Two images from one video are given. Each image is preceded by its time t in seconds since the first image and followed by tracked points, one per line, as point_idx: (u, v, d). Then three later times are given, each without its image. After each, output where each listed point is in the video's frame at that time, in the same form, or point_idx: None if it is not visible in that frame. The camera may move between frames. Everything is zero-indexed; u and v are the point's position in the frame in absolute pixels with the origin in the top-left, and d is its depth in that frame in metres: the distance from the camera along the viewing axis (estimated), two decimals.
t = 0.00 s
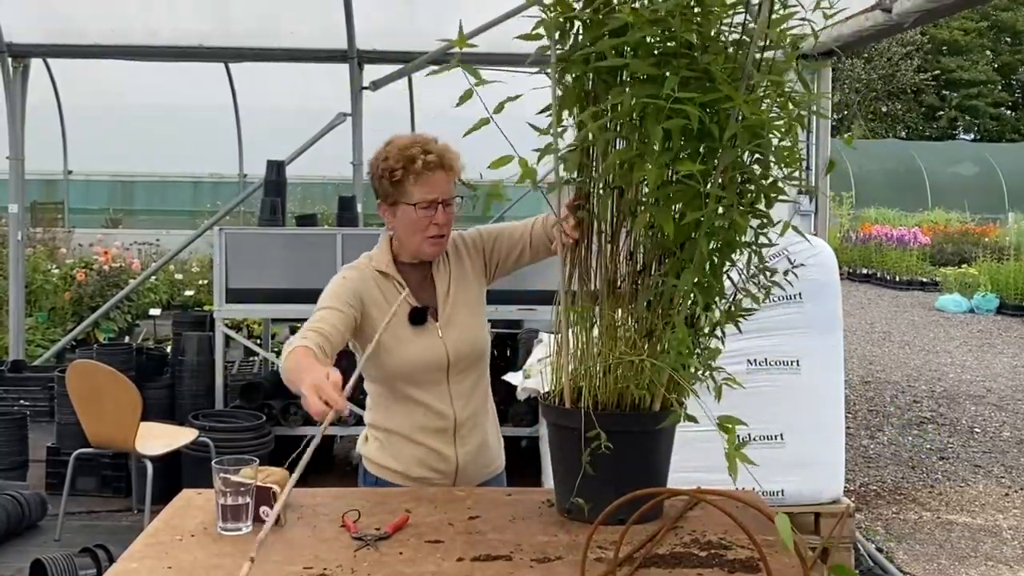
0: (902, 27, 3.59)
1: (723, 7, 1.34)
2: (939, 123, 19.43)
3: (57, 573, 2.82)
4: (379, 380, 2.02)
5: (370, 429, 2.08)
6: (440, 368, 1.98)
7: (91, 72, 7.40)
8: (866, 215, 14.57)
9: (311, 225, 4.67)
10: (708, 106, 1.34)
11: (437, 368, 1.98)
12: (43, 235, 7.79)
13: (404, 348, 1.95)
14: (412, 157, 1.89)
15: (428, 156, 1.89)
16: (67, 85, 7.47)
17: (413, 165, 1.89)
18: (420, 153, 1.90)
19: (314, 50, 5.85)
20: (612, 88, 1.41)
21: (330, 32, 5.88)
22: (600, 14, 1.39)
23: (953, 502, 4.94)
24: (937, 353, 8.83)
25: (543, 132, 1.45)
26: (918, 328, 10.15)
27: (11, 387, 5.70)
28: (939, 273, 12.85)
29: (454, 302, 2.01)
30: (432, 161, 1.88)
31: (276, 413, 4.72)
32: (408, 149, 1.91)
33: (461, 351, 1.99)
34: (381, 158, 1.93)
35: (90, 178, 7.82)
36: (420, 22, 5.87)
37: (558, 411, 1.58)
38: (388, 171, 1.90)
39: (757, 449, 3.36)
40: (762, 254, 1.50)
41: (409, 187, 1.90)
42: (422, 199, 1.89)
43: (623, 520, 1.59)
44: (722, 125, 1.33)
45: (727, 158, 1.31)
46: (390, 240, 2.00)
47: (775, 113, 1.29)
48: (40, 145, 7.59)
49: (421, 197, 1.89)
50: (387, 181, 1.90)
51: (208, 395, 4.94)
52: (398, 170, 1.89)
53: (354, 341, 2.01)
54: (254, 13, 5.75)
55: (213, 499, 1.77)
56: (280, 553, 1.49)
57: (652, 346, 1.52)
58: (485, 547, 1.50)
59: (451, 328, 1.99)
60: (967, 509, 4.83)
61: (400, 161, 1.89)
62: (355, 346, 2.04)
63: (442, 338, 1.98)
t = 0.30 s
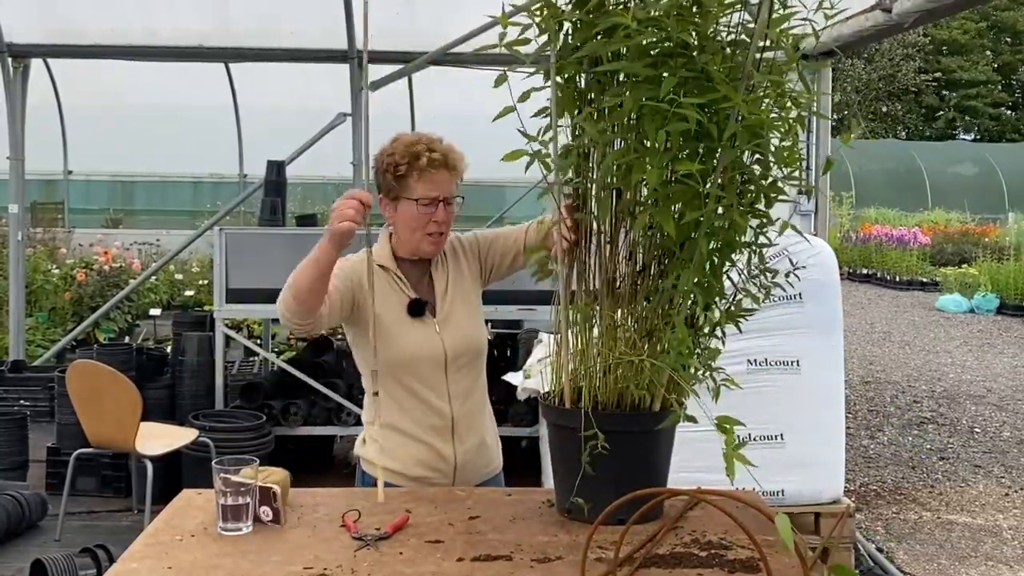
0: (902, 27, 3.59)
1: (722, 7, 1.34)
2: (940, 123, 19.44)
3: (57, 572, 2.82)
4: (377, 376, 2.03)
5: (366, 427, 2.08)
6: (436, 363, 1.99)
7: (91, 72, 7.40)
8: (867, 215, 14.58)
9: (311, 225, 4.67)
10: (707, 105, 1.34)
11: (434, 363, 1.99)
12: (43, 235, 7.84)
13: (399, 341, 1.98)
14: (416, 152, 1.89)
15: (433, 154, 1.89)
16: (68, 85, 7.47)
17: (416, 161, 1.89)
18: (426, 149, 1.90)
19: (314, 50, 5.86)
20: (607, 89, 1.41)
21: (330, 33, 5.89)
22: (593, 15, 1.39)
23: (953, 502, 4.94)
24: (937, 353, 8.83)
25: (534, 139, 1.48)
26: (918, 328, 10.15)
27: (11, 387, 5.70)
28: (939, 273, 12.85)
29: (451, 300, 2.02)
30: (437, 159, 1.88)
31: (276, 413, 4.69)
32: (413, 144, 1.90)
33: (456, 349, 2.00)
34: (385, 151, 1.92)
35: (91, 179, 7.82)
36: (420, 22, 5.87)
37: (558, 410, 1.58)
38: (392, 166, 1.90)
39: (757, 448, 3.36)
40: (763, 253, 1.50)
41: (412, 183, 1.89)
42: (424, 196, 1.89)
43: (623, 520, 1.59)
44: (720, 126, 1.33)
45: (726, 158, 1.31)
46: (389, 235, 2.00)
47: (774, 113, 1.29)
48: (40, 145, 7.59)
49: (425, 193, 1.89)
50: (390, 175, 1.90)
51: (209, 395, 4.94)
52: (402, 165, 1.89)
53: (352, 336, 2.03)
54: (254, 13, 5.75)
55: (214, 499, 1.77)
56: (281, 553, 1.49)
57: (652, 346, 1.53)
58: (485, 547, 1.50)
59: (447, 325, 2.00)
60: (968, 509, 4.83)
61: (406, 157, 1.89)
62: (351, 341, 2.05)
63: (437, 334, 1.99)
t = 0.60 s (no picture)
0: (902, 27, 3.60)
1: (721, 7, 1.35)
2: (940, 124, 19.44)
3: (57, 572, 2.83)
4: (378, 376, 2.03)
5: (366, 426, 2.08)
6: (436, 363, 1.99)
7: (91, 72, 7.40)
8: (866, 215, 14.57)
9: (311, 225, 4.67)
10: (707, 105, 1.34)
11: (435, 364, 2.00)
12: (43, 235, 7.81)
13: (400, 343, 1.97)
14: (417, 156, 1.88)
15: (434, 157, 1.88)
16: (68, 85, 7.47)
17: (417, 164, 1.88)
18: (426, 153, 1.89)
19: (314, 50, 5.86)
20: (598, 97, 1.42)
21: (330, 33, 5.88)
22: (594, 16, 1.37)
23: (953, 502, 4.94)
24: (937, 353, 8.83)
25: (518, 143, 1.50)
26: (918, 328, 10.15)
27: (11, 388, 5.70)
28: (939, 273, 12.85)
29: (451, 301, 2.02)
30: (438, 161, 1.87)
31: (276, 413, 4.69)
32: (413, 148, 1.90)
33: (457, 349, 2.00)
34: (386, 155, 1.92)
35: (91, 179, 7.82)
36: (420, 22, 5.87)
37: (558, 411, 1.58)
38: (392, 169, 1.89)
39: (756, 449, 3.36)
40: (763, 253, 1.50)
41: (412, 186, 1.89)
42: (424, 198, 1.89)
43: (623, 520, 1.59)
44: (720, 126, 1.33)
45: (727, 158, 1.31)
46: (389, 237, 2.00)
47: (774, 113, 1.29)
48: (40, 145, 7.59)
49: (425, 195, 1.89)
50: (391, 179, 1.90)
51: (209, 395, 4.95)
52: (402, 169, 1.88)
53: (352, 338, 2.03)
54: (254, 13, 5.76)
55: (213, 499, 1.77)
56: (280, 553, 1.49)
57: (652, 346, 1.53)
58: (485, 547, 1.50)
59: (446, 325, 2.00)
60: (968, 509, 4.83)
61: (406, 160, 1.88)
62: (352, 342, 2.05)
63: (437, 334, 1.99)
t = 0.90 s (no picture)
0: (902, 27, 3.60)
1: (720, 7, 1.36)
2: (940, 124, 19.44)
3: (57, 572, 2.82)
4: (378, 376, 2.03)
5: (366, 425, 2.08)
6: (434, 362, 1.99)
7: (91, 72, 7.40)
8: (866, 215, 14.57)
9: (311, 225, 4.66)
10: (707, 105, 1.34)
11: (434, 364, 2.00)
12: (42, 235, 7.72)
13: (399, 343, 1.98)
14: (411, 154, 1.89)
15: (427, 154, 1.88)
16: (68, 85, 7.47)
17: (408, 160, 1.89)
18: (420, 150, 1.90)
19: (314, 50, 5.86)
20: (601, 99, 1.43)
21: (330, 33, 5.88)
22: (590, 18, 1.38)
23: (953, 502, 4.94)
24: (937, 353, 8.83)
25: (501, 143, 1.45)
26: (918, 328, 10.15)
27: (11, 388, 5.70)
28: (939, 273, 12.85)
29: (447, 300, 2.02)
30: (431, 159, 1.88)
31: (276, 413, 4.69)
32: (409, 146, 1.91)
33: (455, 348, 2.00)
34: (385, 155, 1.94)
35: (91, 179, 7.82)
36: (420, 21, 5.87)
37: (559, 410, 1.57)
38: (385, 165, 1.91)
39: (756, 448, 3.36)
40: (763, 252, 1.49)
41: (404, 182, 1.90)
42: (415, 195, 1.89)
43: (623, 520, 1.59)
44: (720, 126, 1.33)
45: (726, 158, 1.31)
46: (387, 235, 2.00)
47: (774, 113, 1.29)
48: (40, 145, 7.59)
49: (418, 193, 1.89)
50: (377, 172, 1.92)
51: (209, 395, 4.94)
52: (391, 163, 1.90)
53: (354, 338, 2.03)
54: (255, 13, 5.76)
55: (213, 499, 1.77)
56: (280, 553, 1.49)
57: (652, 346, 1.53)
58: (485, 547, 1.50)
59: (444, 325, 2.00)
60: (968, 509, 4.83)
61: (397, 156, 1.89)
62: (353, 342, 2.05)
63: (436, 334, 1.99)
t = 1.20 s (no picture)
0: (902, 27, 3.60)
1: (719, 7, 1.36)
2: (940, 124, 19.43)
3: (57, 572, 2.83)
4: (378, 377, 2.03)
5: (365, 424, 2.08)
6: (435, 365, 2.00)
7: (91, 72, 7.41)
8: (866, 215, 14.57)
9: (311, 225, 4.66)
10: (707, 106, 1.34)
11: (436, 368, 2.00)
12: (43, 235, 7.73)
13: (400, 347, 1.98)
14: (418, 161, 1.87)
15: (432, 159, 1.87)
16: (68, 84, 7.47)
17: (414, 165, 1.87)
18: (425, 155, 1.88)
19: (314, 50, 5.85)
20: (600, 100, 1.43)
21: (330, 33, 5.88)
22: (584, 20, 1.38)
23: (953, 502, 4.94)
24: (937, 353, 8.83)
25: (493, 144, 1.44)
26: (918, 328, 10.15)
27: (11, 388, 5.70)
28: (939, 273, 12.85)
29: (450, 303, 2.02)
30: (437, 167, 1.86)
31: (276, 413, 4.69)
32: (414, 150, 1.89)
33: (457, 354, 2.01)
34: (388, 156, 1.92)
35: (91, 178, 7.83)
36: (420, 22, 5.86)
37: (560, 410, 1.57)
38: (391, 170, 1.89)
39: (756, 448, 3.36)
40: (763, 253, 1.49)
41: (409, 187, 1.88)
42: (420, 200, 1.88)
43: (623, 520, 1.59)
44: (719, 127, 1.33)
45: (726, 158, 1.31)
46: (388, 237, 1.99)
47: (773, 113, 1.29)
48: (40, 145, 7.59)
49: (423, 200, 1.88)
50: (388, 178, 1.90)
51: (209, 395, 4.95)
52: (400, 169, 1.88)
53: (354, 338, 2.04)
54: (254, 13, 5.77)
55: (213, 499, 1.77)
56: (280, 553, 1.49)
57: (652, 346, 1.53)
58: (485, 547, 1.50)
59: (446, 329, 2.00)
60: (967, 509, 4.83)
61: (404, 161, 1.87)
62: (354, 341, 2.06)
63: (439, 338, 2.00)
